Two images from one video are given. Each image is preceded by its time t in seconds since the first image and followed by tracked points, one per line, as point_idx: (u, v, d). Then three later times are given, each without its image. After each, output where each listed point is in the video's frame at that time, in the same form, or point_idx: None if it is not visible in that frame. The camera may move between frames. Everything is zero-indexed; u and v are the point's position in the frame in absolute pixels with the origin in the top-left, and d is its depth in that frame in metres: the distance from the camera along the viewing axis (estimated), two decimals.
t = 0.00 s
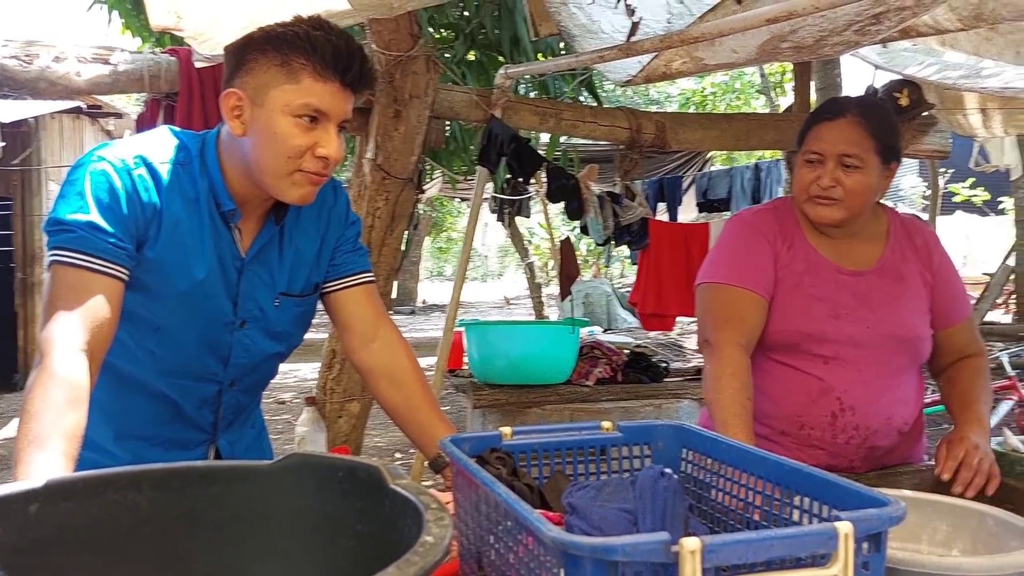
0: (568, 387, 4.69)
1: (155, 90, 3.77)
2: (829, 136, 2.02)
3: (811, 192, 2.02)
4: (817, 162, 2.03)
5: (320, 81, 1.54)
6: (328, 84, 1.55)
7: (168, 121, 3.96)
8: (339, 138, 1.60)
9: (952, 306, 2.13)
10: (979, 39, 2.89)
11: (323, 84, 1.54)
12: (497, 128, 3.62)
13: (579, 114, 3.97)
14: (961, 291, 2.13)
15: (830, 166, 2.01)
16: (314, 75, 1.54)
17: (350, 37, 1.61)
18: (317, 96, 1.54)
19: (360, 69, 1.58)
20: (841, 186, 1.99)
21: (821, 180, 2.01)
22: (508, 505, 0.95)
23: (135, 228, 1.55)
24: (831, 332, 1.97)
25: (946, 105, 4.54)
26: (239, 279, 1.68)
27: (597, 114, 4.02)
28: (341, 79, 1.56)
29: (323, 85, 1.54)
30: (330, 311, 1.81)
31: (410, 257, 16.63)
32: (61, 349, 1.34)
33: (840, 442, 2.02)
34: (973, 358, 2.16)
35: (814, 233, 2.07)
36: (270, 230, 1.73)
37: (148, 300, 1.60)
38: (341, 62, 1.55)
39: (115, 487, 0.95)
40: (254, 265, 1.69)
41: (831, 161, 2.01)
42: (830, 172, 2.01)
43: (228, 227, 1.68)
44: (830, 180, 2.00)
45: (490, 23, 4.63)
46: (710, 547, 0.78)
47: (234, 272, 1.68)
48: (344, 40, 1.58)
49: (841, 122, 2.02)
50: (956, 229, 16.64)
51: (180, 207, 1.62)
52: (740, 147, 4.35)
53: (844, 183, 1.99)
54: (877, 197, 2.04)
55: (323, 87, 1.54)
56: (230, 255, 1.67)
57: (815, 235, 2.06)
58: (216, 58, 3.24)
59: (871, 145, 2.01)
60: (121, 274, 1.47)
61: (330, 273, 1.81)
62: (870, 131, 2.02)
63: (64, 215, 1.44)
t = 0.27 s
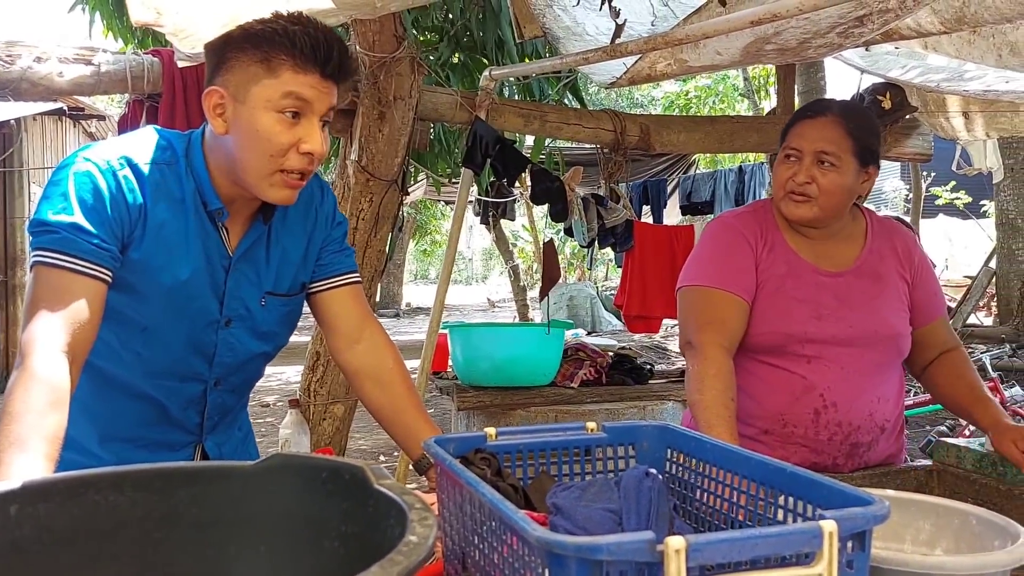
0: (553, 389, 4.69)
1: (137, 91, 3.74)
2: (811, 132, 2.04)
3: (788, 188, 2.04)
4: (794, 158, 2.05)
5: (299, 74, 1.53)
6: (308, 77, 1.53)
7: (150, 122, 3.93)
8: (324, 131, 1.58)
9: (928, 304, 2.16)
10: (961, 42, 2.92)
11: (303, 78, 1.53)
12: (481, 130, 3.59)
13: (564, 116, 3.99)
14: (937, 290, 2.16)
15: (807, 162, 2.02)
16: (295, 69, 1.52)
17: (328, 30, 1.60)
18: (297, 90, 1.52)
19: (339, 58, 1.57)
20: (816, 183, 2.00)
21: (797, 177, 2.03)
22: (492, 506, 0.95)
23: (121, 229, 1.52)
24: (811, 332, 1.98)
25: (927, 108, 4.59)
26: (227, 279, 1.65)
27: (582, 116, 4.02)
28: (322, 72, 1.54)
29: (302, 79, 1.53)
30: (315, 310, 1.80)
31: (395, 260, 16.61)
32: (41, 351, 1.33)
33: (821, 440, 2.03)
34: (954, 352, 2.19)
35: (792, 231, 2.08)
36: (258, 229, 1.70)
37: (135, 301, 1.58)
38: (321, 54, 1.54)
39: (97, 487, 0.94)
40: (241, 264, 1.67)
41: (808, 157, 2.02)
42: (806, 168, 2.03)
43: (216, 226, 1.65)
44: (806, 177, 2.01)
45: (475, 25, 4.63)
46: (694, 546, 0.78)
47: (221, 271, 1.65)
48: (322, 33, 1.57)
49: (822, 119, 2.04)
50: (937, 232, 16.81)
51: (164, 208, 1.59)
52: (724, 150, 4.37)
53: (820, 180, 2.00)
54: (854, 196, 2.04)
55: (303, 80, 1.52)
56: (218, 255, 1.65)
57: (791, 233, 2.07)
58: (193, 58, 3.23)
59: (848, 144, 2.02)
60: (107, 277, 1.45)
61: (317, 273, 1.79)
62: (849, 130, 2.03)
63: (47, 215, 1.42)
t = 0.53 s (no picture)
0: (538, 393, 4.67)
1: (116, 93, 3.70)
2: (783, 136, 2.03)
3: (762, 193, 2.03)
4: (766, 163, 2.04)
5: (275, 74, 1.50)
6: (281, 75, 1.51)
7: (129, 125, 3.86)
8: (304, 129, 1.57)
9: (910, 307, 2.15)
10: (946, 45, 2.91)
11: (279, 78, 1.50)
12: (465, 131, 3.57)
13: (550, 118, 3.98)
14: (923, 289, 2.14)
15: (779, 166, 2.02)
16: (270, 68, 1.50)
17: (292, 26, 1.57)
18: (276, 91, 1.50)
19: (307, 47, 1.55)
20: (789, 188, 2.00)
21: (770, 181, 2.02)
22: (453, 518, 0.92)
23: (90, 231, 1.49)
24: (786, 336, 1.97)
25: (915, 110, 4.59)
26: (203, 282, 1.62)
27: (566, 119, 4.01)
28: (296, 64, 1.53)
29: (279, 79, 1.51)
30: (294, 312, 1.76)
31: (387, 263, 16.58)
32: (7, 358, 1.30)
33: (800, 445, 2.01)
34: (942, 359, 2.17)
35: (768, 235, 2.07)
36: (234, 230, 1.67)
37: (106, 305, 1.54)
38: (293, 48, 1.52)
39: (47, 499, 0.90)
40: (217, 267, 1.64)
41: (780, 162, 2.02)
42: (779, 172, 2.02)
43: (191, 229, 1.62)
44: (778, 182, 2.01)
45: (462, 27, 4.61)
46: (654, 560, 0.76)
47: (198, 275, 1.62)
48: (288, 31, 1.54)
49: (794, 123, 2.04)
50: (928, 235, 16.86)
51: (135, 210, 1.56)
52: (712, 151, 4.32)
53: (793, 185, 2.00)
54: (827, 199, 2.03)
55: (281, 80, 1.50)
56: (194, 259, 1.62)
57: (768, 238, 2.06)
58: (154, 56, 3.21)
59: (819, 147, 2.01)
60: (78, 281, 1.42)
61: (294, 276, 1.76)
62: (819, 133, 2.03)
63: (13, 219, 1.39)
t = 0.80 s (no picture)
0: (527, 396, 4.64)
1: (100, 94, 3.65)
2: (767, 135, 2.01)
3: (746, 193, 2.01)
4: (751, 162, 2.02)
5: (251, 83, 1.47)
6: (259, 84, 1.48)
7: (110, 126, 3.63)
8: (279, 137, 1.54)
9: (901, 309, 2.12)
10: (937, 43, 2.89)
11: (257, 86, 1.48)
12: (452, 131, 3.52)
13: (539, 118, 3.95)
14: (916, 288, 2.11)
15: (763, 166, 1.99)
16: (247, 77, 1.47)
17: (268, 30, 1.54)
18: (253, 100, 1.47)
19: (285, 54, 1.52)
20: (774, 188, 1.98)
21: (755, 181, 2.00)
22: (411, 522, 0.89)
23: (50, 231, 1.47)
24: (771, 340, 1.95)
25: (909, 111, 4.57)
26: (171, 284, 1.60)
27: (557, 119, 3.98)
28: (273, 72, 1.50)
29: (256, 87, 1.48)
30: (269, 317, 1.71)
31: (385, 265, 16.55)
32: None
33: (786, 449, 1.99)
34: (936, 363, 2.14)
35: (754, 237, 2.04)
36: (203, 231, 1.64)
37: (69, 306, 1.52)
38: (270, 56, 1.49)
39: None
40: (185, 268, 1.62)
41: (764, 161, 1.99)
42: (763, 173, 2.00)
43: (160, 231, 1.59)
44: (763, 182, 1.98)
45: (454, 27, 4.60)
46: (612, 566, 0.74)
47: (167, 276, 1.60)
48: (266, 36, 1.51)
49: (778, 122, 2.02)
50: (927, 239, 16.88)
51: (100, 209, 1.53)
52: (704, 152, 4.31)
53: (778, 184, 1.98)
54: (813, 200, 2.01)
55: (258, 88, 1.48)
56: (162, 260, 1.59)
57: (754, 239, 2.04)
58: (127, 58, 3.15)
59: (803, 147, 1.99)
60: (38, 280, 1.41)
61: (267, 278, 1.72)
62: (804, 132, 2.00)
63: None
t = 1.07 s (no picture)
0: (513, 400, 4.60)
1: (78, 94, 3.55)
2: (753, 135, 1.96)
3: (730, 196, 1.96)
4: (735, 163, 1.97)
5: (219, 89, 1.43)
6: (227, 91, 1.44)
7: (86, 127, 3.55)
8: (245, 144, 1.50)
9: (889, 313, 2.07)
10: (927, 41, 2.85)
11: (224, 92, 1.44)
12: (435, 131, 3.49)
13: (526, 119, 3.91)
14: (904, 293, 2.06)
15: (747, 168, 1.95)
16: (214, 83, 1.42)
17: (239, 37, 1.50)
18: (219, 105, 1.43)
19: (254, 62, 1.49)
20: (758, 190, 1.93)
21: (738, 183, 1.95)
22: (348, 537, 0.85)
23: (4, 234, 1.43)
24: (755, 345, 1.90)
25: (903, 112, 4.53)
26: (130, 291, 1.56)
27: (544, 120, 3.94)
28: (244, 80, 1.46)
29: (224, 93, 1.44)
30: (232, 322, 1.67)
31: (384, 268, 16.51)
32: None
33: (769, 456, 1.94)
34: (923, 369, 2.09)
35: (739, 240, 2.00)
36: (163, 237, 1.59)
37: (23, 310, 1.48)
38: (240, 63, 1.45)
39: None
40: (145, 275, 1.58)
41: (749, 163, 1.94)
42: (747, 175, 1.95)
43: (119, 235, 1.55)
44: (747, 184, 1.94)
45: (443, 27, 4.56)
46: None
47: (125, 282, 1.55)
48: (237, 42, 1.47)
49: (763, 122, 1.97)
50: (926, 241, 16.85)
51: (56, 212, 1.50)
52: (694, 153, 4.27)
53: (762, 187, 1.93)
54: (799, 202, 1.96)
55: (225, 95, 1.44)
56: (121, 266, 1.54)
57: (739, 243, 1.99)
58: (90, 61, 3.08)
59: (789, 148, 1.94)
60: None
61: (230, 284, 1.69)
62: (790, 133, 1.95)
63: None
